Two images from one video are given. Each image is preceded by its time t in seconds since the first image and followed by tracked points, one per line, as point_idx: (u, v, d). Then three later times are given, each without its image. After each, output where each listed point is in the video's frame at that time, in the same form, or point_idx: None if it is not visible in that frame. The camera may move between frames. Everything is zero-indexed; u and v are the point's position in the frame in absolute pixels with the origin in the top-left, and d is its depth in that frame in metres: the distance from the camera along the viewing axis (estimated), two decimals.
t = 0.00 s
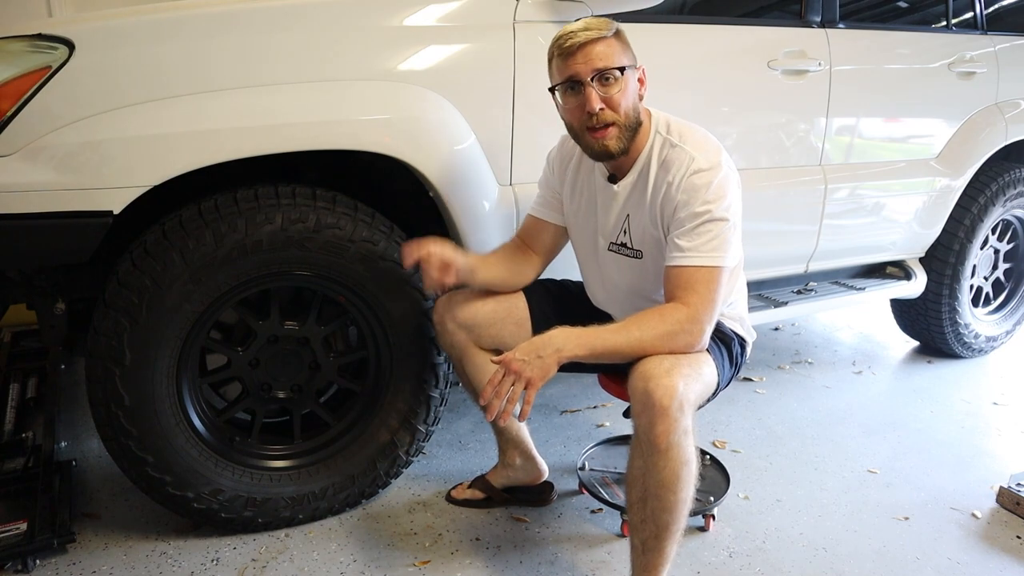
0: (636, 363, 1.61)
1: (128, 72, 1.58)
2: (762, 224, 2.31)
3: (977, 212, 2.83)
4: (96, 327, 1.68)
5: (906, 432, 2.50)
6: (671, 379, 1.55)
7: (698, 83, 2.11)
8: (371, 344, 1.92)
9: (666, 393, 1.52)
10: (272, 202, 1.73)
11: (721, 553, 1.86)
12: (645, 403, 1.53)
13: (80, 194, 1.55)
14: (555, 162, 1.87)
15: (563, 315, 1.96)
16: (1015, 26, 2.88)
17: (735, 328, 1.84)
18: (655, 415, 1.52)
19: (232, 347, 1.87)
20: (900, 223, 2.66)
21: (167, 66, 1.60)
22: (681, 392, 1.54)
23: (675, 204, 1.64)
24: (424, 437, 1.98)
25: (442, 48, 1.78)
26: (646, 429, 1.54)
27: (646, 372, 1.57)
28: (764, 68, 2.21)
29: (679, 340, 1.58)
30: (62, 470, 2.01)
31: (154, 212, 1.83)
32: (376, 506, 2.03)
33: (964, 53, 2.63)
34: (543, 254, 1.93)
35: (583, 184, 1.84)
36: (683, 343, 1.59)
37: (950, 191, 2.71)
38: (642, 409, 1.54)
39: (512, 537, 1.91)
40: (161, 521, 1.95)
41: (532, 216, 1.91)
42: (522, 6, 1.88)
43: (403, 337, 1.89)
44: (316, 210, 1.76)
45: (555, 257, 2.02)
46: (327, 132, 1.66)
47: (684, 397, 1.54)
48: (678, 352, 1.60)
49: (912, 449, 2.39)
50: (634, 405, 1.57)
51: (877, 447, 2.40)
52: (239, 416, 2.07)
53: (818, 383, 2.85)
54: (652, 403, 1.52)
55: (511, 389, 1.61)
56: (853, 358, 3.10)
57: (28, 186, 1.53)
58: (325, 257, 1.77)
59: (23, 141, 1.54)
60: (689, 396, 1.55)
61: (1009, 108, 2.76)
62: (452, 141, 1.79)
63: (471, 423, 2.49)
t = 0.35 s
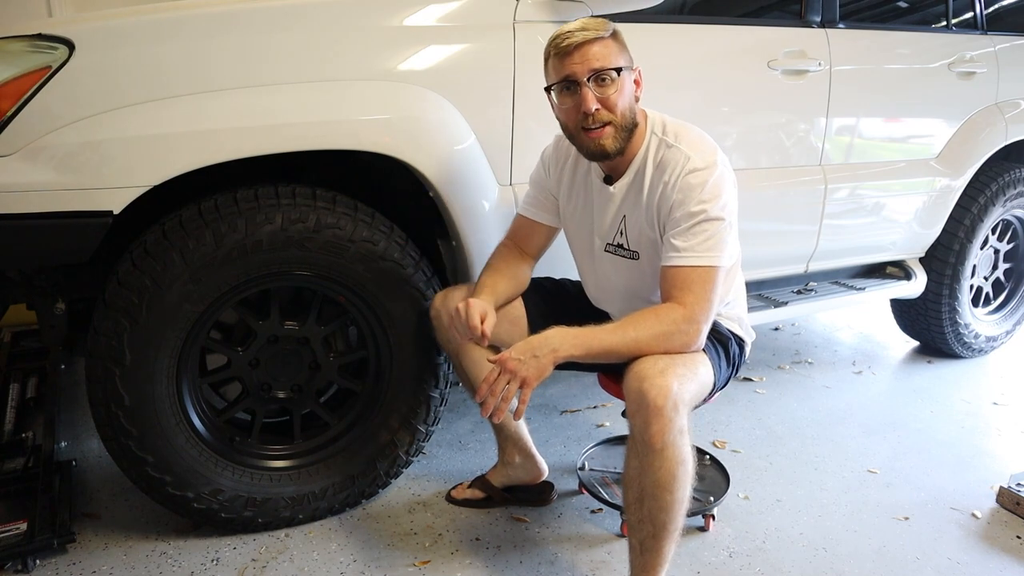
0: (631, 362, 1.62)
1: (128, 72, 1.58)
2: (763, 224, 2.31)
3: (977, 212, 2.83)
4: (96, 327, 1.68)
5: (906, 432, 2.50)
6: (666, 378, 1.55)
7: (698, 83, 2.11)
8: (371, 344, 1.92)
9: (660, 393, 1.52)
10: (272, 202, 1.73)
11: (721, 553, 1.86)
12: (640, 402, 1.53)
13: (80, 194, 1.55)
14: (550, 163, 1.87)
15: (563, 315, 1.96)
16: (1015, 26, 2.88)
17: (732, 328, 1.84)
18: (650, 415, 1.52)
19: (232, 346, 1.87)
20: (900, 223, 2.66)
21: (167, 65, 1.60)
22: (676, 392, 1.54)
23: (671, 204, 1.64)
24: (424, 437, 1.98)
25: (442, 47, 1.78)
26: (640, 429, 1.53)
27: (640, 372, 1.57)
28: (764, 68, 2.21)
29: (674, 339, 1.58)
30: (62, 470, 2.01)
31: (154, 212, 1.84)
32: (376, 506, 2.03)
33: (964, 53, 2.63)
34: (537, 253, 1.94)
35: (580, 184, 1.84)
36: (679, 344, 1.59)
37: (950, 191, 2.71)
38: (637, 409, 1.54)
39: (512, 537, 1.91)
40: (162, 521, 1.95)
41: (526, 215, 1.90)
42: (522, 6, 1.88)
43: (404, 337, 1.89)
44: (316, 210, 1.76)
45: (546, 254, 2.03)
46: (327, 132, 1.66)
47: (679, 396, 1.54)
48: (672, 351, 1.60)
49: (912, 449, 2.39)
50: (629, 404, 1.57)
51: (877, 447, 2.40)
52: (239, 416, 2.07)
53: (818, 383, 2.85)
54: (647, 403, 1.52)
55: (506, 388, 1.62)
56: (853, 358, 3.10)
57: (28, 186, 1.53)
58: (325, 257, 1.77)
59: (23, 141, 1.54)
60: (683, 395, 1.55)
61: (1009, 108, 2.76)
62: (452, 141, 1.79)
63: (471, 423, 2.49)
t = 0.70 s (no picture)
0: (630, 362, 1.61)
1: (128, 72, 1.58)
2: (762, 225, 2.31)
3: (977, 212, 2.83)
4: (96, 327, 1.68)
5: (906, 432, 2.50)
6: (664, 379, 1.55)
7: (698, 83, 2.11)
8: (371, 344, 1.92)
9: (658, 393, 1.52)
10: (272, 202, 1.73)
11: (721, 553, 1.86)
12: (638, 402, 1.53)
13: (80, 194, 1.55)
14: (551, 164, 1.87)
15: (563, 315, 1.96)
16: (1015, 26, 2.88)
17: (734, 329, 1.84)
18: (648, 415, 1.52)
19: (232, 346, 1.87)
20: (900, 223, 2.66)
21: (167, 66, 1.60)
22: (674, 392, 1.54)
23: (673, 204, 1.64)
24: (424, 437, 1.98)
25: (442, 48, 1.78)
26: (639, 429, 1.53)
27: (639, 372, 1.57)
28: (764, 68, 2.21)
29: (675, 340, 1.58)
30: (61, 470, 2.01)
31: (155, 212, 1.84)
32: (375, 506, 2.03)
33: (964, 53, 2.63)
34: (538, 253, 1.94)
35: (581, 185, 1.84)
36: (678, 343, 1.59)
37: (950, 191, 2.71)
38: (635, 409, 1.54)
39: (512, 537, 1.91)
40: (161, 521, 1.95)
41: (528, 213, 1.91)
42: (522, 6, 1.88)
43: (403, 337, 1.89)
44: (316, 210, 1.76)
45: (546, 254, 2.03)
46: (327, 132, 1.66)
47: (678, 396, 1.54)
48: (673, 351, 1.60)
49: (912, 449, 2.39)
50: (628, 405, 1.57)
51: (878, 447, 2.40)
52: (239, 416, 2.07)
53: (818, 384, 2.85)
54: (646, 403, 1.52)
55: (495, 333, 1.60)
56: (853, 358, 3.10)
57: (28, 186, 1.53)
58: (325, 257, 1.77)
59: (23, 141, 1.54)
60: (682, 395, 1.56)
61: (1009, 108, 2.76)
62: (452, 141, 1.79)
63: (471, 423, 2.49)
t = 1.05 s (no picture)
0: (633, 361, 1.61)
1: (128, 72, 1.58)
2: (762, 225, 2.31)
3: (977, 212, 2.83)
4: (96, 327, 1.68)
5: (906, 432, 2.50)
6: (667, 378, 1.55)
7: (698, 83, 2.11)
8: (371, 344, 1.92)
9: (661, 393, 1.52)
10: (272, 202, 1.73)
11: (721, 553, 1.86)
12: (641, 403, 1.53)
13: (80, 194, 1.55)
14: (550, 163, 1.87)
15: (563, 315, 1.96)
16: (1015, 26, 2.88)
17: (734, 329, 1.84)
18: (651, 415, 1.52)
19: (232, 346, 1.87)
20: (900, 223, 2.66)
21: (166, 66, 1.60)
22: (677, 391, 1.54)
23: (671, 203, 1.64)
24: (424, 437, 1.98)
25: (442, 47, 1.78)
26: (642, 429, 1.53)
27: (641, 372, 1.57)
28: (764, 68, 2.21)
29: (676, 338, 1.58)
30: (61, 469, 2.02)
31: (155, 212, 1.84)
32: (376, 506, 2.03)
33: (964, 53, 2.63)
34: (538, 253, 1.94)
35: (582, 184, 1.84)
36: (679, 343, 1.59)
37: (950, 191, 2.71)
38: (638, 409, 1.54)
39: (512, 538, 1.91)
40: (161, 521, 1.96)
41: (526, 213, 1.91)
42: (522, 6, 1.88)
43: (403, 337, 1.89)
44: (316, 210, 1.76)
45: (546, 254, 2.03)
46: (326, 132, 1.66)
47: (681, 395, 1.54)
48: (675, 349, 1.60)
49: (912, 449, 2.39)
50: (630, 405, 1.57)
51: (877, 447, 2.40)
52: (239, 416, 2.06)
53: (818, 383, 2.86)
54: (648, 402, 1.52)
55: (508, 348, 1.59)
56: (853, 358, 3.10)
57: (28, 186, 1.53)
58: (325, 257, 1.77)
59: (23, 141, 1.54)
60: (685, 395, 1.55)
61: (1009, 108, 2.76)
62: (452, 141, 1.79)
63: (471, 423, 2.49)
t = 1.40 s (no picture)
0: (628, 360, 1.62)
1: (128, 72, 1.58)
2: (763, 225, 2.31)
3: (977, 212, 2.83)
4: (96, 327, 1.68)
5: (906, 432, 2.50)
6: (659, 378, 1.54)
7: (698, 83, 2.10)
8: (371, 344, 1.92)
9: (653, 392, 1.52)
10: (272, 202, 1.73)
11: (721, 553, 1.86)
12: (633, 401, 1.54)
13: (80, 194, 1.55)
14: (550, 162, 1.87)
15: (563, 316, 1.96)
16: (1015, 26, 2.88)
17: (733, 328, 1.84)
18: (643, 414, 1.52)
19: (232, 346, 1.88)
20: (900, 223, 2.66)
21: (166, 66, 1.60)
22: (668, 391, 1.54)
23: (665, 203, 1.65)
24: (424, 437, 1.98)
25: (442, 48, 1.78)
26: (634, 428, 1.53)
27: (633, 372, 1.57)
28: (764, 68, 2.21)
29: (660, 338, 1.61)
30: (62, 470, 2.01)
31: (155, 212, 1.84)
32: (376, 506, 2.03)
33: (964, 53, 2.63)
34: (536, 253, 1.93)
35: (580, 184, 1.84)
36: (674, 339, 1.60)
37: (950, 191, 2.71)
38: (630, 408, 1.54)
39: (512, 538, 1.91)
40: (162, 521, 1.96)
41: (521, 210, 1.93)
42: (522, 6, 1.88)
43: (403, 337, 1.89)
44: (316, 210, 1.76)
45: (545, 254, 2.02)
46: (326, 132, 1.66)
47: (673, 395, 1.54)
48: (664, 346, 1.61)
49: (912, 449, 2.39)
50: (623, 405, 1.57)
51: (877, 447, 2.40)
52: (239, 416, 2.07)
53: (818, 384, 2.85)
54: (640, 401, 1.52)
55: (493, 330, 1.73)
56: (853, 358, 3.10)
57: (28, 186, 1.53)
58: (325, 257, 1.77)
59: (23, 141, 1.54)
60: (677, 394, 1.55)
61: (1009, 108, 2.76)
62: (452, 141, 1.79)
63: (471, 423, 2.49)
